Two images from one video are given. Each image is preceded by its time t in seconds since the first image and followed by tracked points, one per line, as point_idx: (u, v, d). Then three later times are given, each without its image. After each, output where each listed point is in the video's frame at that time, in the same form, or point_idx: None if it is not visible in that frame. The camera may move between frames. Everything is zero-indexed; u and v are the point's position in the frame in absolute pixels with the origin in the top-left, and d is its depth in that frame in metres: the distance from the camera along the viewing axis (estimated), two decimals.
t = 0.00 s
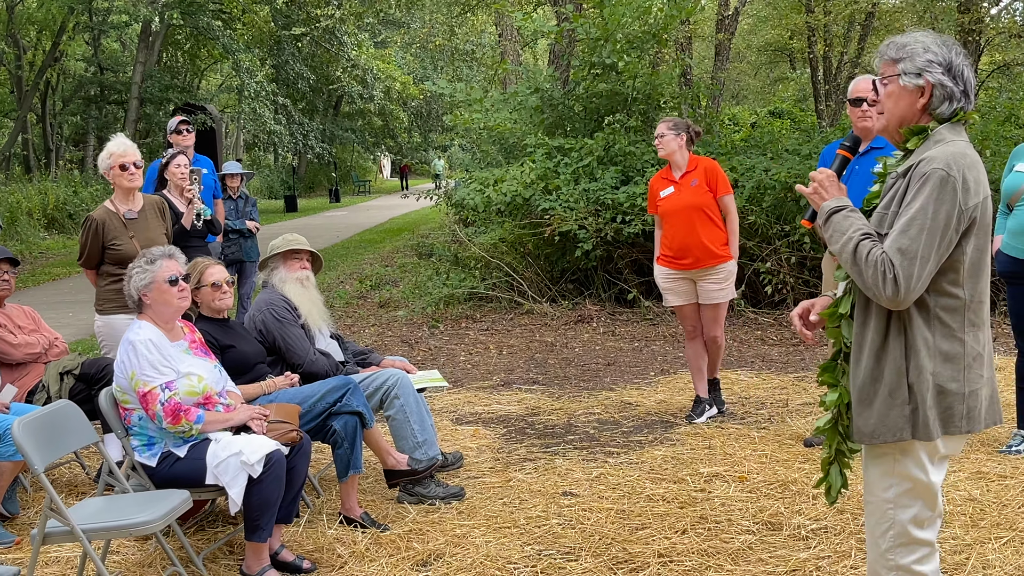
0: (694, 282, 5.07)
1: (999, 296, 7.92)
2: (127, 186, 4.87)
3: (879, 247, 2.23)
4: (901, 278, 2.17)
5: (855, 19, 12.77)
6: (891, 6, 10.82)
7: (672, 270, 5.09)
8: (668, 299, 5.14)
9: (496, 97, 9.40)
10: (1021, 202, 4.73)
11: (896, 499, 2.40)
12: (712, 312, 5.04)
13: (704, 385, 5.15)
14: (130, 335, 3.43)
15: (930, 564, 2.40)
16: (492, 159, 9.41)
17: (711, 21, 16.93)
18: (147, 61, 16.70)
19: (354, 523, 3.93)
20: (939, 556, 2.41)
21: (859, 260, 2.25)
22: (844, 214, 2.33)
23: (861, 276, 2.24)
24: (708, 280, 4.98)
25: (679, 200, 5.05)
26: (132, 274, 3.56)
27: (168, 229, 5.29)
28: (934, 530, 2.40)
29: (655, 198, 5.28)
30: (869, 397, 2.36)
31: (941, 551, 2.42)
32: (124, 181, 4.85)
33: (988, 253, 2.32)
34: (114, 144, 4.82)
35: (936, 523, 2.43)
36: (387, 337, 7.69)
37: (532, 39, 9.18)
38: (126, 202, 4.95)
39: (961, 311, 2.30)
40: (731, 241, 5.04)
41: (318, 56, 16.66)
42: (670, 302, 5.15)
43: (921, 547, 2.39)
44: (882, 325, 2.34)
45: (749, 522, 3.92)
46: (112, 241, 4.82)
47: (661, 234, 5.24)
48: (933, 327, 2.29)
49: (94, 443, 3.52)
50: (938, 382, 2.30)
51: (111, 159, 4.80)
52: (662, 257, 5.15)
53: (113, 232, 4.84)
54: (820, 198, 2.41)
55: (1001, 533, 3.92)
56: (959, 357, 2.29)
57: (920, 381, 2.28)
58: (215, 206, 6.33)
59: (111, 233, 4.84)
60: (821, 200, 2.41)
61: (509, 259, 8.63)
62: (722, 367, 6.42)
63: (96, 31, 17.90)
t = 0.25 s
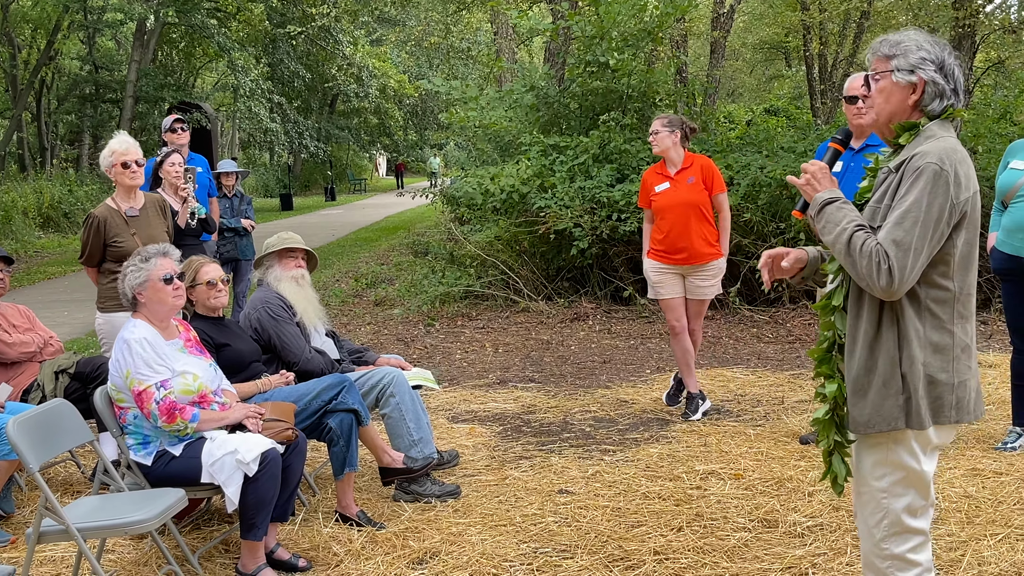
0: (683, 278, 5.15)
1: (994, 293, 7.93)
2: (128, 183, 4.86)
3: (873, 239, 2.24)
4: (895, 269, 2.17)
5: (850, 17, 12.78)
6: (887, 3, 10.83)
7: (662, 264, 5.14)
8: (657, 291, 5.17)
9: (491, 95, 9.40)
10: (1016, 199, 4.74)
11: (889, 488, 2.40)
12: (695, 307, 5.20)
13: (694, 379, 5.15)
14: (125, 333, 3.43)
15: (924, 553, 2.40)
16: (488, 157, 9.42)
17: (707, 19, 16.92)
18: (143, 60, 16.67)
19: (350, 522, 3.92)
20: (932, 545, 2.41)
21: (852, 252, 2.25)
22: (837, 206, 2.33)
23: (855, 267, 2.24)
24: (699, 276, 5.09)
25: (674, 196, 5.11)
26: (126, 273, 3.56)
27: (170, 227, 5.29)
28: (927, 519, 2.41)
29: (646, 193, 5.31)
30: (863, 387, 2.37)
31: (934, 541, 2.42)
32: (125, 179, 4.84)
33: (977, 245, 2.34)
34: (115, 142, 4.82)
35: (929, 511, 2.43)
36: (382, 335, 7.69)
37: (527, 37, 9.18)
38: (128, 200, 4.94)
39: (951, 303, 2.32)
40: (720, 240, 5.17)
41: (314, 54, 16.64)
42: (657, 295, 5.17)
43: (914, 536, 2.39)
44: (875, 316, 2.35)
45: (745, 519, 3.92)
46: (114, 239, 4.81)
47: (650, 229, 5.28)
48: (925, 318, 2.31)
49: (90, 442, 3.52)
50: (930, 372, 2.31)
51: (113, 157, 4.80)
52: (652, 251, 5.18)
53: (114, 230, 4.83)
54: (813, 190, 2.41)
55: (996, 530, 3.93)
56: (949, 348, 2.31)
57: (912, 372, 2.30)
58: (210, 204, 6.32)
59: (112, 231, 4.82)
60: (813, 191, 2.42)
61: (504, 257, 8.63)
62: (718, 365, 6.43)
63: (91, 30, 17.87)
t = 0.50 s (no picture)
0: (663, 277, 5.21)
1: (989, 291, 7.93)
2: (127, 181, 4.85)
3: (865, 236, 2.24)
4: (889, 266, 2.17)
5: (845, 15, 12.78)
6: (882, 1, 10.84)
7: (645, 259, 5.20)
8: (638, 284, 5.25)
9: (486, 94, 9.39)
10: (1009, 197, 4.73)
11: (881, 480, 2.39)
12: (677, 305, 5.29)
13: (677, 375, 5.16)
14: (119, 333, 3.42)
15: (917, 543, 2.40)
16: (483, 156, 9.41)
17: (701, 18, 16.94)
18: (138, 59, 16.64)
19: (345, 521, 3.92)
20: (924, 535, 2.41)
21: (845, 249, 2.25)
22: (829, 204, 2.33)
23: (848, 264, 2.24)
24: (679, 278, 5.17)
25: (667, 196, 5.20)
26: (120, 272, 3.56)
27: (168, 225, 5.28)
28: (919, 509, 2.41)
29: (640, 188, 5.39)
30: (855, 381, 2.38)
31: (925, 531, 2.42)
32: (124, 177, 4.83)
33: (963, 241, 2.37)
34: (114, 140, 4.81)
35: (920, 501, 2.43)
36: (378, 334, 7.69)
37: (522, 35, 9.18)
38: (127, 198, 4.93)
39: (939, 298, 2.34)
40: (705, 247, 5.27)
41: (309, 53, 16.62)
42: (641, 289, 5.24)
43: (907, 527, 2.39)
44: (866, 312, 2.36)
45: (740, 517, 3.93)
46: (114, 237, 4.80)
47: (638, 226, 5.37)
48: (914, 313, 2.33)
49: (84, 441, 3.52)
50: (919, 366, 2.33)
51: (112, 155, 4.80)
52: (638, 246, 5.25)
53: (114, 227, 4.81)
54: (803, 187, 2.43)
55: (991, 527, 3.94)
56: (936, 343, 2.34)
57: (903, 366, 2.31)
58: (204, 203, 6.32)
59: (112, 228, 4.81)
60: (804, 189, 2.43)
61: (500, 255, 8.63)
62: (713, 363, 6.43)
63: (85, 29, 17.83)
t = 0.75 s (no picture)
0: (650, 272, 5.35)
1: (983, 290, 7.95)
2: (125, 180, 4.85)
3: (859, 235, 2.24)
4: (885, 263, 2.18)
5: (839, 14, 12.80)
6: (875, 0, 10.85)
7: (633, 255, 5.35)
8: (624, 279, 5.40)
9: (481, 93, 9.39)
10: (1004, 195, 4.74)
11: (873, 474, 2.39)
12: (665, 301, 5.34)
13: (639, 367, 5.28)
14: (113, 333, 3.42)
15: (909, 536, 2.40)
16: (478, 155, 9.41)
17: (695, 16, 16.95)
18: (132, 58, 16.61)
19: (340, 520, 3.92)
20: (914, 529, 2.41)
21: (840, 248, 2.24)
22: (821, 203, 2.33)
23: (843, 263, 2.24)
24: (665, 275, 5.28)
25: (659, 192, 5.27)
26: (114, 271, 3.55)
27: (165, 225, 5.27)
28: (910, 503, 2.41)
29: (634, 182, 5.48)
30: (850, 378, 2.38)
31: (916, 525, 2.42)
32: (122, 176, 4.83)
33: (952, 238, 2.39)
34: (112, 139, 4.81)
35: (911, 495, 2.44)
36: (372, 333, 7.69)
37: (517, 34, 9.17)
38: (124, 197, 4.93)
39: (930, 294, 2.35)
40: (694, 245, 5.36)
41: (304, 53, 16.61)
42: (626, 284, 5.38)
43: (898, 521, 2.39)
44: (860, 309, 2.37)
45: (735, 516, 3.93)
46: (111, 236, 4.79)
47: (629, 219, 5.46)
48: (907, 310, 2.33)
49: (78, 442, 3.51)
50: (912, 362, 2.34)
51: (110, 154, 4.79)
52: (628, 240, 5.37)
53: (111, 226, 4.80)
54: (793, 189, 2.41)
55: (985, 525, 3.94)
56: (929, 338, 2.35)
57: (897, 363, 2.31)
58: (198, 203, 6.32)
59: (109, 227, 4.80)
60: (794, 190, 2.41)
61: (495, 255, 8.62)
62: (707, 362, 6.43)
63: (79, 28, 17.79)
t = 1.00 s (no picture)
0: (642, 271, 5.42)
1: (977, 289, 7.97)
2: (119, 181, 4.84)
3: (855, 231, 2.24)
4: (882, 259, 2.19)
5: (832, 13, 12.82)
6: None
7: (625, 254, 5.43)
8: (612, 279, 5.49)
9: (475, 93, 9.39)
10: (998, 193, 4.75)
11: (867, 470, 2.40)
12: (660, 299, 5.39)
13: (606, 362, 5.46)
14: (107, 333, 3.41)
15: (900, 534, 2.41)
16: (472, 155, 9.41)
17: (689, 17, 16.96)
18: (125, 59, 16.58)
19: (335, 521, 3.92)
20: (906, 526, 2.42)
21: (837, 245, 2.25)
22: (816, 202, 2.34)
23: (841, 260, 2.25)
24: (656, 273, 5.35)
25: (649, 191, 5.34)
26: (108, 272, 3.54)
27: (160, 225, 5.28)
28: (902, 501, 2.42)
29: (624, 181, 5.54)
30: (849, 374, 2.38)
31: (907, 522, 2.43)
32: (116, 177, 4.82)
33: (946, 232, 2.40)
34: (107, 140, 4.77)
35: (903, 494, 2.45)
36: (367, 334, 7.69)
37: (511, 35, 9.17)
38: (119, 197, 4.92)
39: (927, 289, 2.36)
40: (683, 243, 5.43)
41: (298, 53, 16.59)
42: (615, 284, 5.48)
43: (890, 518, 2.40)
44: (857, 305, 2.37)
45: (731, 515, 3.94)
46: (106, 236, 4.79)
47: (621, 218, 5.53)
48: (905, 305, 2.34)
49: (73, 442, 3.51)
50: (909, 357, 2.35)
51: (104, 155, 4.76)
52: (619, 240, 5.45)
53: (106, 226, 4.80)
54: (788, 189, 2.41)
55: (980, 524, 3.95)
56: (927, 333, 2.36)
57: (896, 358, 2.32)
58: (192, 204, 6.32)
59: (104, 227, 4.80)
60: (788, 190, 2.42)
61: (489, 254, 8.62)
62: (702, 362, 6.44)
63: (72, 29, 17.76)
